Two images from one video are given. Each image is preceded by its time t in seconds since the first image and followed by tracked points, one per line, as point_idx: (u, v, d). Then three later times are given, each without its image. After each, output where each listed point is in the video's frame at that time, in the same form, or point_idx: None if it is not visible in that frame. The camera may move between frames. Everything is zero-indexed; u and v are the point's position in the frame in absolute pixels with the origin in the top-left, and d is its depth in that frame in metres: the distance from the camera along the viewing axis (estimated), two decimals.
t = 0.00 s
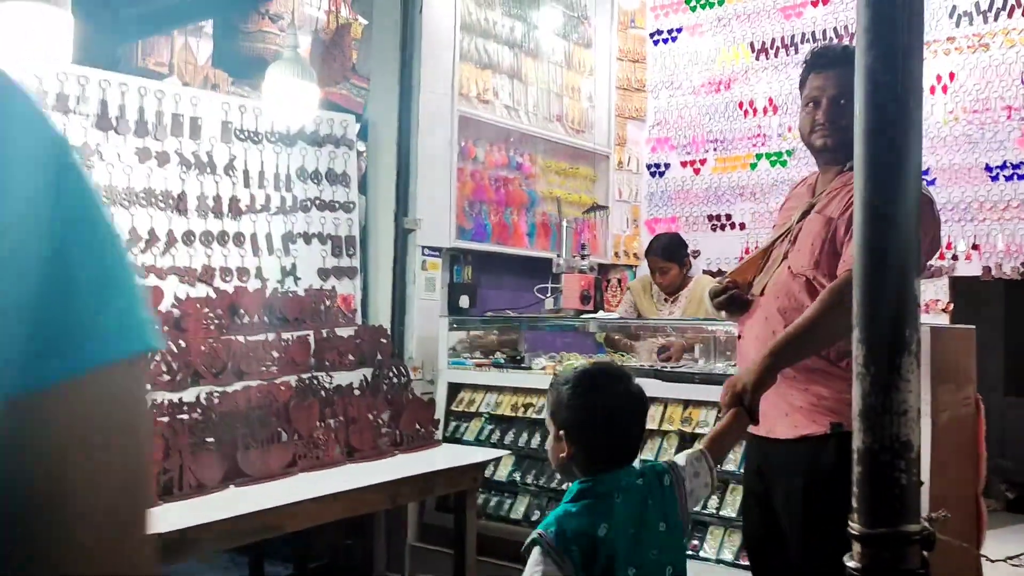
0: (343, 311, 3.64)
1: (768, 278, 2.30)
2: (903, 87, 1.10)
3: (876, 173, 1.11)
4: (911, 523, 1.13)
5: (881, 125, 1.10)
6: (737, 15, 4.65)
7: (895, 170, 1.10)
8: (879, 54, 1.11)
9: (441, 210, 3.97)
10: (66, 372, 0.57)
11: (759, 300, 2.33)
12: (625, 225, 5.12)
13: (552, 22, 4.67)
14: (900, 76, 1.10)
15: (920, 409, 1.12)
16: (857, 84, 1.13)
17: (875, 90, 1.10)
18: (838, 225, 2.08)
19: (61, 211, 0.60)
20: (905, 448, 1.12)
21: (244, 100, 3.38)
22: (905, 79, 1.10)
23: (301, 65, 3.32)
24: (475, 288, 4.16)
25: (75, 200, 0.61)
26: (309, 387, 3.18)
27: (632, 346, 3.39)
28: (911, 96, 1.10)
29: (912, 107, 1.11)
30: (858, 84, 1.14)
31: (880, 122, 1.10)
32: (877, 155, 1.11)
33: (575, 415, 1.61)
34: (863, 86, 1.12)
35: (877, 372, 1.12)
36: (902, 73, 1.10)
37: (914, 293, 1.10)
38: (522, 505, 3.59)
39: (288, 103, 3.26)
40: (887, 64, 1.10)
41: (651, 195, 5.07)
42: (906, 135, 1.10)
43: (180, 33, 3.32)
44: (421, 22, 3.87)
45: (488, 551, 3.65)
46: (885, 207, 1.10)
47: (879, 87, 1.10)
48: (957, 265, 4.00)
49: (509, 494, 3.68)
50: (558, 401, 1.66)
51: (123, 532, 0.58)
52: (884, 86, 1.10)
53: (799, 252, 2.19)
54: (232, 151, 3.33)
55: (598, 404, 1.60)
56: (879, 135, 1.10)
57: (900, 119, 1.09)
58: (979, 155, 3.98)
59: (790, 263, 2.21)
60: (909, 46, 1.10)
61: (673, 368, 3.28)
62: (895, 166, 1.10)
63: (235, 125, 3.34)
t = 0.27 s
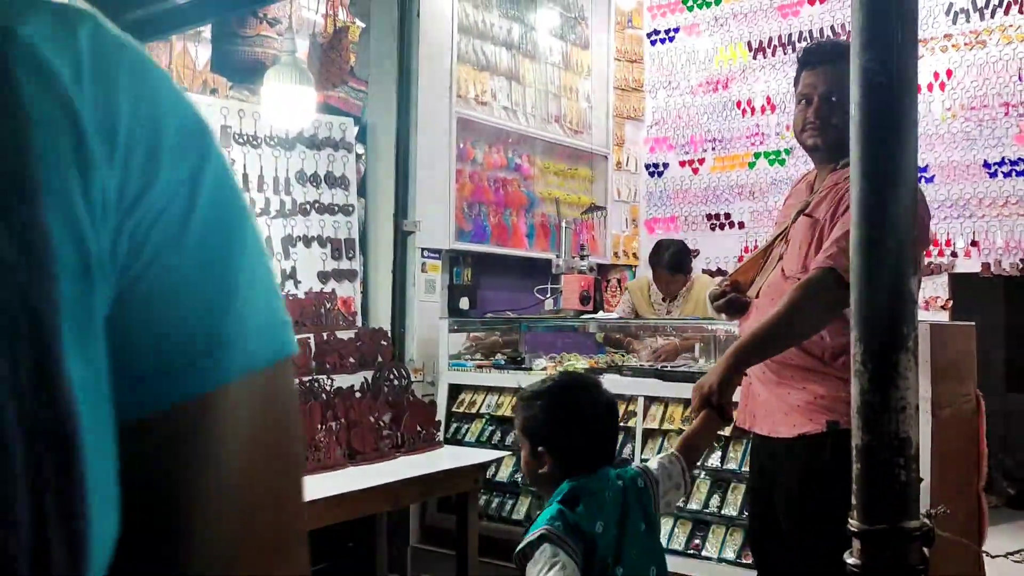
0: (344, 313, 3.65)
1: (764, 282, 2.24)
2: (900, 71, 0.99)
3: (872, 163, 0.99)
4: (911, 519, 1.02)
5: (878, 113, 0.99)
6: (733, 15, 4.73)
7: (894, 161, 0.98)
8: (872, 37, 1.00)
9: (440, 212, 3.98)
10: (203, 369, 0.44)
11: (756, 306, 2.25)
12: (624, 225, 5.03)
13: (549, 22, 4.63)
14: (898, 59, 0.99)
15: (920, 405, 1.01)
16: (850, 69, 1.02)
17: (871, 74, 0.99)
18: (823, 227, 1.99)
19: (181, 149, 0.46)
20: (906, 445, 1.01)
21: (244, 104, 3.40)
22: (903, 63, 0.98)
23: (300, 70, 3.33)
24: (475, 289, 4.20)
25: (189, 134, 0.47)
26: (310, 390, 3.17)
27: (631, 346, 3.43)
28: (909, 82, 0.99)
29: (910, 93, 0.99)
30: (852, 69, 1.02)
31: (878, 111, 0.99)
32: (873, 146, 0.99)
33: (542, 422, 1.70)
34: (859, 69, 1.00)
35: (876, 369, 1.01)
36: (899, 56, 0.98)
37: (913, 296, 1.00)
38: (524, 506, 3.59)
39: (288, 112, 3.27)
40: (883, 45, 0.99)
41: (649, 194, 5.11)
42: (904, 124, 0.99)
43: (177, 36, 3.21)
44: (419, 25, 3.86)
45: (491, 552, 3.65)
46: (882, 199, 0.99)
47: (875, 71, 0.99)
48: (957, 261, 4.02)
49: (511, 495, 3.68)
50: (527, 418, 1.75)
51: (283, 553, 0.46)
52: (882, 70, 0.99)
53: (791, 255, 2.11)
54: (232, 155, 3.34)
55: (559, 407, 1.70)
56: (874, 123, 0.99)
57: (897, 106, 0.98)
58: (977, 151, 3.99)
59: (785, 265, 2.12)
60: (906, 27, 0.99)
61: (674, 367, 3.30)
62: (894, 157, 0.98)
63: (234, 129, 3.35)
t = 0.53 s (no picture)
0: (330, 315, 3.68)
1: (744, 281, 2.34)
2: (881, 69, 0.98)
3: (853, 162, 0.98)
4: (890, 514, 1.03)
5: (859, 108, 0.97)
6: (717, 14, 4.70)
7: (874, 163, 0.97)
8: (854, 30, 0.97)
9: (426, 213, 3.96)
10: (159, 338, 0.49)
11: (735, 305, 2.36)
12: (611, 225, 5.08)
13: (534, 21, 4.63)
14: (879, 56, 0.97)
15: (899, 400, 1.01)
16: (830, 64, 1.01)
17: (851, 67, 0.97)
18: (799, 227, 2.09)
19: (135, 142, 0.51)
20: (885, 441, 1.01)
21: (226, 106, 3.38)
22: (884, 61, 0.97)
23: (283, 70, 3.26)
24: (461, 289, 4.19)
25: (143, 132, 0.52)
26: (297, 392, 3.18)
27: (620, 346, 3.44)
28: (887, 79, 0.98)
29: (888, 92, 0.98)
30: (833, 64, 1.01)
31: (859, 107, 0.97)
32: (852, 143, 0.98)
33: (538, 411, 1.61)
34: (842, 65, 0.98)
35: (856, 364, 1.00)
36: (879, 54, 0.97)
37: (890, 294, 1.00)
38: (512, 506, 3.59)
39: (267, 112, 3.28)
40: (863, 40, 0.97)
41: (635, 194, 5.10)
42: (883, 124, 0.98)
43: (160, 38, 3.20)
44: (402, 27, 3.87)
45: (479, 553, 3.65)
46: (863, 200, 0.98)
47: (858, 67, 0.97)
48: (941, 257, 4.01)
49: (499, 496, 3.68)
50: (517, 401, 1.65)
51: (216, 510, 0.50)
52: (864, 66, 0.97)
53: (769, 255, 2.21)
54: (214, 157, 3.33)
55: (557, 399, 1.63)
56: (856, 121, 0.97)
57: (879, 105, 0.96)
58: (960, 148, 4.00)
59: (762, 267, 2.23)
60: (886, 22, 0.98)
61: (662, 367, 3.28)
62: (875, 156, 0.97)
63: (216, 132, 3.34)
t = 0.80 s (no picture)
0: (303, 316, 3.66)
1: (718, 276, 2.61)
2: (837, 139, 1.32)
3: (812, 211, 1.34)
4: (855, 511, 1.34)
5: (817, 172, 1.33)
6: (691, 11, 4.60)
7: (831, 211, 1.33)
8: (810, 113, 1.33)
9: (399, 212, 3.89)
10: None
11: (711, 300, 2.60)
12: (586, 222, 5.08)
13: (508, 18, 4.63)
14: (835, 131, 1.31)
15: (857, 401, 1.34)
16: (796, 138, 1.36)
17: (811, 142, 1.33)
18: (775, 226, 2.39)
19: None
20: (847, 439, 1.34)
21: (194, 104, 3.32)
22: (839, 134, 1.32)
23: (252, 69, 3.51)
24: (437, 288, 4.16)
25: None
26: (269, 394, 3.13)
27: (598, 342, 3.35)
28: (845, 145, 1.32)
29: (846, 155, 1.33)
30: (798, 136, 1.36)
31: (817, 170, 1.34)
32: (812, 197, 1.34)
33: (591, 409, 1.64)
34: (801, 140, 1.35)
35: (817, 364, 1.35)
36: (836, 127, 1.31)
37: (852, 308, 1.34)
38: (489, 505, 3.59)
39: (241, 107, 3.48)
40: (816, 120, 1.33)
41: (610, 191, 5.10)
42: (839, 181, 1.33)
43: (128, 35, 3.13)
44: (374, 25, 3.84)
45: (457, 552, 3.65)
46: (822, 238, 1.33)
47: (814, 141, 1.33)
48: (912, 252, 4.07)
49: (475, 494, 3.67)
50: (562, 395, 1.67)
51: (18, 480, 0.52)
52: (818, 140, 1.33)
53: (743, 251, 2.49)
54: (183, 156, 3.28)
55: (608, 399, 1.67)
56: (813, 182, 1.33)
57: (833, 167, 1.32)
58: (929, 144, 4.05)
59: (737, 263, 2.51)
60: (842, 102, 1.31)
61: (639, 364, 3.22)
62: (829, 207, 1.33)
63: (185, 131, 3.28)
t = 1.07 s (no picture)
0: (286, 311, 3.60)
1: (708, 265, 2.90)
2: (815, 114, 1.19)
3: (790, 193, 1.20)
4: (834, 500, 1.23)
5: (795, 151, 1.19)
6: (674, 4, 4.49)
7: (812, 191, 1.19)
8: (788, 86, 1.20)
9: (382, 205, 3.93)
10: None
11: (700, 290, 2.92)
12: (570, 216, 5.19)
13: (490, 12, 4.53)
14: (813, 107, 1.19)
15: (837, 388, 1.21)
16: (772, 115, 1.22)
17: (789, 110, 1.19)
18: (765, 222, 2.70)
19: None
20: (826, 428, 1.21)
21: (173, 97, 3.29)
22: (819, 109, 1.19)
23: (233, 61, 3.47)
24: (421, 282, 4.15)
25: None
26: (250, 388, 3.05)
27: (580, 337, 3.33)
28: (823, 124, 1.20)
29: (825, 132, 1.20)
30: (774, 111, 1.22)
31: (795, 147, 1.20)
32: (790, 177, 1.20)
33: (651, 384, 1.67)
34: (778, 116, 1.21)
35: (796, 351, 1.21)
36: (814, 102, 1.19)
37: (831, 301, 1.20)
38: (474, 499, 3.58)
39: (220, 100, 3.45)
40: (795, 93, 1.19)
41: (594, 185, 5.08)
42: (819, 160, 1.19)
43: (107, 29, 3.15)
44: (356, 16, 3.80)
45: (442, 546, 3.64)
46: (802, 222, 1.19)
47: (792, 116, 1.20)
48: (893, 244, 4.12)
49: (460, 489, 3.67)
50: (618, 368, 1.69)
51: None
52: (796, 114, 1.19)
53: (733, 243, 2.81)
54: (162, 150, 3.25)
55: (668, 377, 1.70)
56: (793, 161, 1.19)
57: (814, 144, 1.19)
58: (911, 138, 4.08)
59: (728, 253, 2.81)
60: (820, 78, 1.19)
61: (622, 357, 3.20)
62: (809, 188, 1.19)
63: (164, 124, 3.25)
